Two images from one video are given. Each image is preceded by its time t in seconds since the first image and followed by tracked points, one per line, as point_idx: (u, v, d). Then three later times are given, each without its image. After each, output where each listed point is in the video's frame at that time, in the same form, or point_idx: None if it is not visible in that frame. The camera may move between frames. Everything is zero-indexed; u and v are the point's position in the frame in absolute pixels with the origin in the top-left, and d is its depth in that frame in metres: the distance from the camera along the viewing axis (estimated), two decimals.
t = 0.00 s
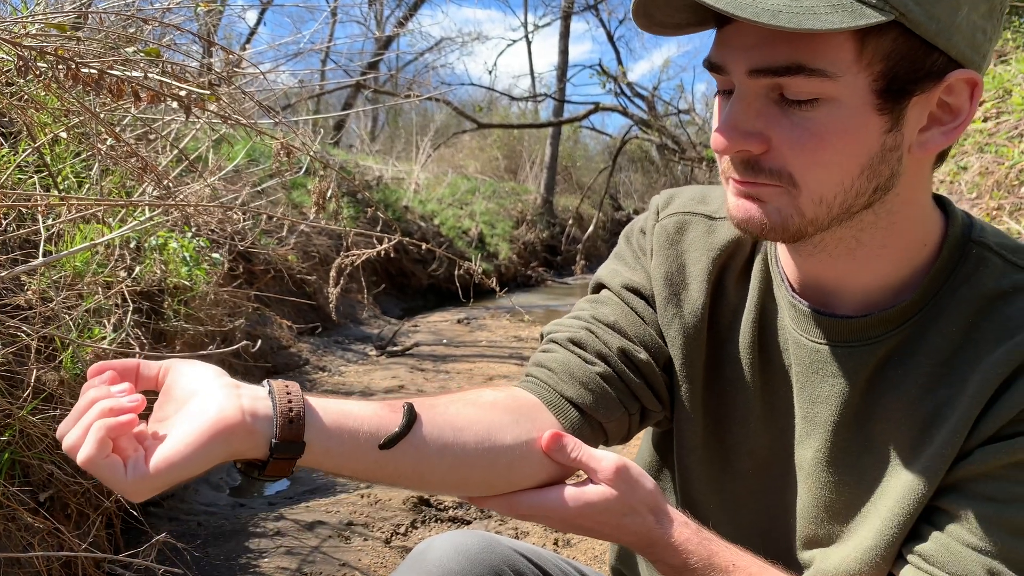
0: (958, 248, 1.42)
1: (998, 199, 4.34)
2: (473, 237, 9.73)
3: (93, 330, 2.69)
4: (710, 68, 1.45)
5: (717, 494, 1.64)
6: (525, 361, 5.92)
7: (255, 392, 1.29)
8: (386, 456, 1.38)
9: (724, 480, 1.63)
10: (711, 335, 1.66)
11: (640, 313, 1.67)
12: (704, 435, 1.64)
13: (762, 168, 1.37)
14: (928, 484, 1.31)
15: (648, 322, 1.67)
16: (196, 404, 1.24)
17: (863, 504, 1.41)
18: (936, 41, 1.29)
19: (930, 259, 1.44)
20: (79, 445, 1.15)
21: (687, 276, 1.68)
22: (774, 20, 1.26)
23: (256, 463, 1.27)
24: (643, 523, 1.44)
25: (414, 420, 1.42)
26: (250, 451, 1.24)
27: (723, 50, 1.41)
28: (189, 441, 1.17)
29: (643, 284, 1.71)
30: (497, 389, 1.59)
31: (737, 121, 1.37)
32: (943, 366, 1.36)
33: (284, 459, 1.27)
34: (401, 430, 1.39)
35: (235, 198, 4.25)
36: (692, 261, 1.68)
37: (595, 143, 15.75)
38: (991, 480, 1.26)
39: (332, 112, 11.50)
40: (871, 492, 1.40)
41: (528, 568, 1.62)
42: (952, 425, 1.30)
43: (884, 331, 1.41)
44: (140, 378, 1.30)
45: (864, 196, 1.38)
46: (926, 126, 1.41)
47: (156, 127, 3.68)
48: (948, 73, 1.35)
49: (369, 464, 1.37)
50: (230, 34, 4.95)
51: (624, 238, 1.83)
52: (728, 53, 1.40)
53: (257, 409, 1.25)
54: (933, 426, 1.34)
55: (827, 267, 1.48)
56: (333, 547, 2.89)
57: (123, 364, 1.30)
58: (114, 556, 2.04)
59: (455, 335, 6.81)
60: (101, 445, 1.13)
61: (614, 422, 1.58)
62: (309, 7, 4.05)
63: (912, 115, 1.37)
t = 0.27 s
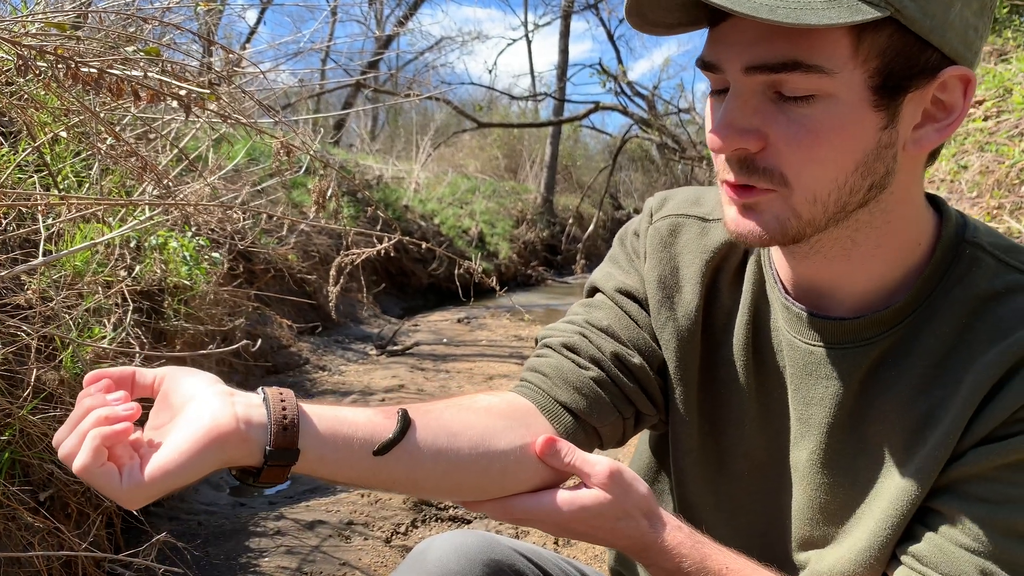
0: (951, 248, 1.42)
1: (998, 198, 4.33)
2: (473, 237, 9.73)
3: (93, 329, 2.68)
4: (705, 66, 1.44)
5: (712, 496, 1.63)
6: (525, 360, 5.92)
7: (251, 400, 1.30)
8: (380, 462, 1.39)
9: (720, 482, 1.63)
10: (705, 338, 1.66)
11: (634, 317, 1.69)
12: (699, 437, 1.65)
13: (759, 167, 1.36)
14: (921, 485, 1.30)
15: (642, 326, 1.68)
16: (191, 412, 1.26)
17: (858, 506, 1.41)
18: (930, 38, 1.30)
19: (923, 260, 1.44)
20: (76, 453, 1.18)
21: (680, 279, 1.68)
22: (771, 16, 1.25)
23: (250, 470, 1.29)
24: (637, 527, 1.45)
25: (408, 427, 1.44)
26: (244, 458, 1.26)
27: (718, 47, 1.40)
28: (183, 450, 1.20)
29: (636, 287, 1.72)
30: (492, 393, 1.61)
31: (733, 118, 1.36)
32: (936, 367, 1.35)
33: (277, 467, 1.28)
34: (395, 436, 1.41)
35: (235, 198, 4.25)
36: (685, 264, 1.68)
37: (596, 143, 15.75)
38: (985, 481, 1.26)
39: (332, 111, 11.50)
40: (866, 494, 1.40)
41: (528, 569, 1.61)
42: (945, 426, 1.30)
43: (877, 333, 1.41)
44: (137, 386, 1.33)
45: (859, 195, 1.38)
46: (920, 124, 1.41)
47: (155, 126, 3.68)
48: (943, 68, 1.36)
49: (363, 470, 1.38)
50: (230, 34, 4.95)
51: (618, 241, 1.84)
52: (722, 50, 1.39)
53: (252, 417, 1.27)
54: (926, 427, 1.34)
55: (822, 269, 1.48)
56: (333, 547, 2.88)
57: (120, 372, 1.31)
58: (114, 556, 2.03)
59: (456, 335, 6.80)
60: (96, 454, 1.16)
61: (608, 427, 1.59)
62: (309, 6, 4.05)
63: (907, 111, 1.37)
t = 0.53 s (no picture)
0: (948, 250, 1.41)
1: (999, 198, 4.33)
2: (473, 236, 9.72)
3: (93, 329, 2.68)
4: (751, 51, 1.45)
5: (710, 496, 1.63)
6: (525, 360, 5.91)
7: (251, 385, 1.34)
8: (380, 450, 1.42)
9: (716, 480, 1.64)
10: (703, 335, 1.66)
11: (633, 312, 1.70)
12: (697, 436, 1.65)
13: (831, 148, 1.36)
14: (910, 488, 1.31)
15: (642, 321, 1.69)
16: (191, 394, 1.30)
17: (848, 507, 1.41)
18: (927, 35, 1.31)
19: (924, 251, 1.44)
20: (75, 435, 1.22)
21: (678, 275, 1.69)
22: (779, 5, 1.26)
23: (250, 454, 1.32)
24: (627, 533, 1.48)
25: (408, 415, 1.47)
26: (243, 442, 1.29)
27: (769, 29, 1.43)
28: (182, 432, 1.23)
29: (635, 283, 1.73)
30: (493, 386, 1.63)
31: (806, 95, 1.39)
32: (929, 369, 1.36)
33: (278, 451, 1.31)
34: (396, 424, 1.44)
35: (235, 197, 4.25)
36: (684, 260, 1.70)
37: (596, 142, 15.74)
38: (976, 485, 1.26)
39: (331, 111, 11.49)
40: (857, 494, 1.40)
41: (527, 571, 1.61)
42: (937, 429, 1.30)
43: (873, 333, 1.41)
44: (138, 369, 1.39)
45: (908, 173, 1.41)
46: (936, 101, 1.49)
47: (156, 126, 3.68)
48: (945, 52, 1.46)
49: (364, 458, 1.42)
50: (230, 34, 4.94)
51: (617, 238, 1.88)
52: (780, 30, 1.41)
53: (251, 400, 1.30)
54: (919, 429, 1.34)
55: (821, 267, 1.49)
56: (333, 546, 2.89)
57: (122, 355, 1.37)
58: (113, 556, 2.03)
59: (456, 334, 6.80)
60: (95, 436, 1.19)
61: (607, 422, 1.60)
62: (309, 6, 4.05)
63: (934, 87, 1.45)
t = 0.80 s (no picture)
0: (941, 259, 1.40)
1: (999, 197, 4.33)
2: (473, 236, 9.72)
3: (93, 329, 2.68)
4: (752, 43, 1.45)
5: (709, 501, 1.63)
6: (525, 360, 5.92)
7: (262, 358, 1.36)
8: (383, 436, 1.44)
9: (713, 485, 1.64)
10: (698, 342, 1.66)
11: (629, 320, 1.70)
12: (695, 442, 1.64)
13: (831, 139, 1.36)
14: (898, 498, 1.31)
15: (638, 329, 1.69)
16: (203, 361, 1.31)
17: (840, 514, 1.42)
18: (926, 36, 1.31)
19: (919, 258, 1.45)
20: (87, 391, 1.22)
21: (674, 282, 1.68)
22: None
23: (255, 428, 1.33)
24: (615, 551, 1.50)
25: (413, 405, 1.49)
26: (252, 413, 1.31)
27: (770, 21, 1.43)
28: (195, 394, 1.24)
29: (631, 291, 1.73)
30: (492, 390, 1.65)
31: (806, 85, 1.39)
32: (920, 379, 1.35)
33: (283, 426, 1.32)
34: (400, 411, 1.46)
35: (235, 197, 4.25)
36: (679, 267, 1.69)
37: (596, 142, 15.74)
38: (966, 497, 1.26)
39: (331, 111, 11.48)
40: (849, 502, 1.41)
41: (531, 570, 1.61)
42: (929, 439, 1.30)
43: (867, 341, 1.40)
44: (151, 335, 1.40)
45: (904, 172, 1.41)
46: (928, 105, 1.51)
47: (156, 126, 3.68)
48: (936, 56, 1.48)
49: (368, 443, 1.44)
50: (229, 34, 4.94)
51: (613, 245, 1.88)
52: (780, 22, 1.42)
53: (263, 371, 1.33)
54: (910, 439, 1.34)
55: (816, 274, 1.48)
56: (333, 546, 2.89)
57: (135, 318, 1.39)
58: (114, 556, 2.03)
59: (456, 334, 6.80)
60: (108, 392, 1.20)
61: (604, 431, 1.62)
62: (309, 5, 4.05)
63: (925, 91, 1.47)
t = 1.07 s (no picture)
0: (928, 264, 1.39)
1: (999, 197, 4.33)
2: (473, 236, 9.73)
3: (93, 329, 2.68)
4: (744, 40, 1.42)
5: (701, 507, 1.65)
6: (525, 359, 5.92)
7: (246, 383, 1.34)
8: (367, 456, 1.45)
9: (707, 488, 1.65)
10: (689, 348, 1.66)
11: (619, 327, 1.70)
12: (687, 447, 1.65)
13: (821, 138, 1.34)
14: (882, 503, 1.31)
15: (628, 336, 1.69)
16: (186, 389, 1.30)
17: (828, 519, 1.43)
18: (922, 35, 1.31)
19: (905, 265, 1.44)
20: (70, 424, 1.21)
21: (663, 288, 1.68)
22: None
23: (240, 451, 1.32)
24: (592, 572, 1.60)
25: (397, 423, 1.49)
26: (235, 439, 1.30)
27: (762, 18, 1.41)
28: (176, 426, 1.23)
29: (621, 297, 1.74)
30: (480, 399, 1.65)
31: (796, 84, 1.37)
32: (908, 384, 1.35)
33: (267, 451, 1.32)
34: (385, 432, 1.46)
35: (235, 197, 4.25)
36: (668, 273, 1.69)
37: (596, 142, 15.74)
38: (950, 502, 1.25)
39: (331, 111, 11.48)
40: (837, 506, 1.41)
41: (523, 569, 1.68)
42: (916, 443, 1.29)
43: (855, 348, 1.39)
44: (135, 361, 1.36)
45: (894, 175, 1.40)
46: (915, 109, 1.50)
47: (156, 126, 3.68)
48: (924, 59, 1.47)
49: (350, 462, 1.44)
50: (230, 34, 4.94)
51: (603, 250, 1.88)
52: (771, 20, 1.40)
53: (246, 398, 1.31)
54: (897, 445, 1.33)
55: (804, 280, 1.48)
56: (333, 546, 2.89)
57: (119, 348, 1.34)
58: (114, 556, 2.03)
59: (456, 334, 6.81)
60: (90, 427, 1.19)
61: (592, 440, 1.62)
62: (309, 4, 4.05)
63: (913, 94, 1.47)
